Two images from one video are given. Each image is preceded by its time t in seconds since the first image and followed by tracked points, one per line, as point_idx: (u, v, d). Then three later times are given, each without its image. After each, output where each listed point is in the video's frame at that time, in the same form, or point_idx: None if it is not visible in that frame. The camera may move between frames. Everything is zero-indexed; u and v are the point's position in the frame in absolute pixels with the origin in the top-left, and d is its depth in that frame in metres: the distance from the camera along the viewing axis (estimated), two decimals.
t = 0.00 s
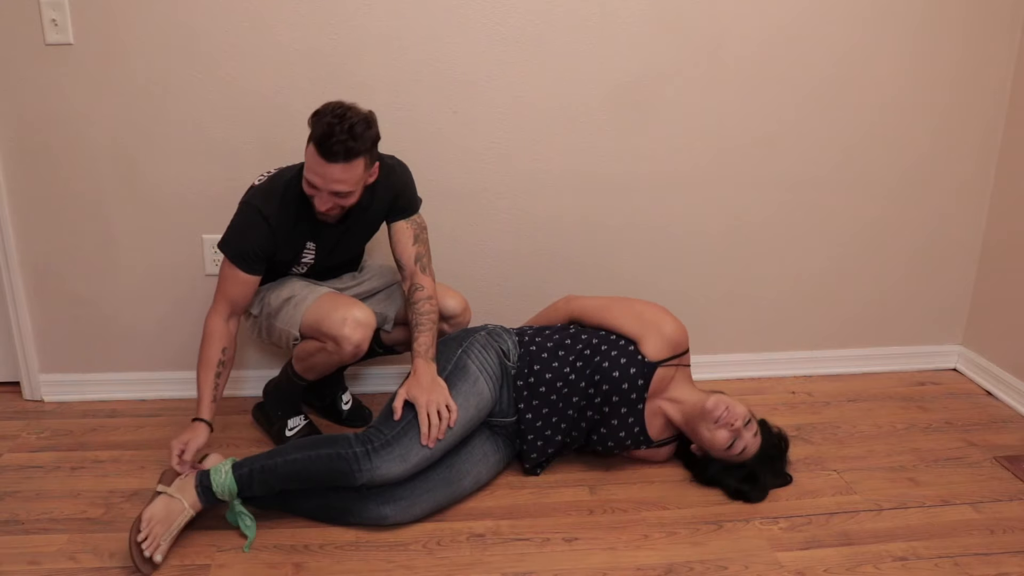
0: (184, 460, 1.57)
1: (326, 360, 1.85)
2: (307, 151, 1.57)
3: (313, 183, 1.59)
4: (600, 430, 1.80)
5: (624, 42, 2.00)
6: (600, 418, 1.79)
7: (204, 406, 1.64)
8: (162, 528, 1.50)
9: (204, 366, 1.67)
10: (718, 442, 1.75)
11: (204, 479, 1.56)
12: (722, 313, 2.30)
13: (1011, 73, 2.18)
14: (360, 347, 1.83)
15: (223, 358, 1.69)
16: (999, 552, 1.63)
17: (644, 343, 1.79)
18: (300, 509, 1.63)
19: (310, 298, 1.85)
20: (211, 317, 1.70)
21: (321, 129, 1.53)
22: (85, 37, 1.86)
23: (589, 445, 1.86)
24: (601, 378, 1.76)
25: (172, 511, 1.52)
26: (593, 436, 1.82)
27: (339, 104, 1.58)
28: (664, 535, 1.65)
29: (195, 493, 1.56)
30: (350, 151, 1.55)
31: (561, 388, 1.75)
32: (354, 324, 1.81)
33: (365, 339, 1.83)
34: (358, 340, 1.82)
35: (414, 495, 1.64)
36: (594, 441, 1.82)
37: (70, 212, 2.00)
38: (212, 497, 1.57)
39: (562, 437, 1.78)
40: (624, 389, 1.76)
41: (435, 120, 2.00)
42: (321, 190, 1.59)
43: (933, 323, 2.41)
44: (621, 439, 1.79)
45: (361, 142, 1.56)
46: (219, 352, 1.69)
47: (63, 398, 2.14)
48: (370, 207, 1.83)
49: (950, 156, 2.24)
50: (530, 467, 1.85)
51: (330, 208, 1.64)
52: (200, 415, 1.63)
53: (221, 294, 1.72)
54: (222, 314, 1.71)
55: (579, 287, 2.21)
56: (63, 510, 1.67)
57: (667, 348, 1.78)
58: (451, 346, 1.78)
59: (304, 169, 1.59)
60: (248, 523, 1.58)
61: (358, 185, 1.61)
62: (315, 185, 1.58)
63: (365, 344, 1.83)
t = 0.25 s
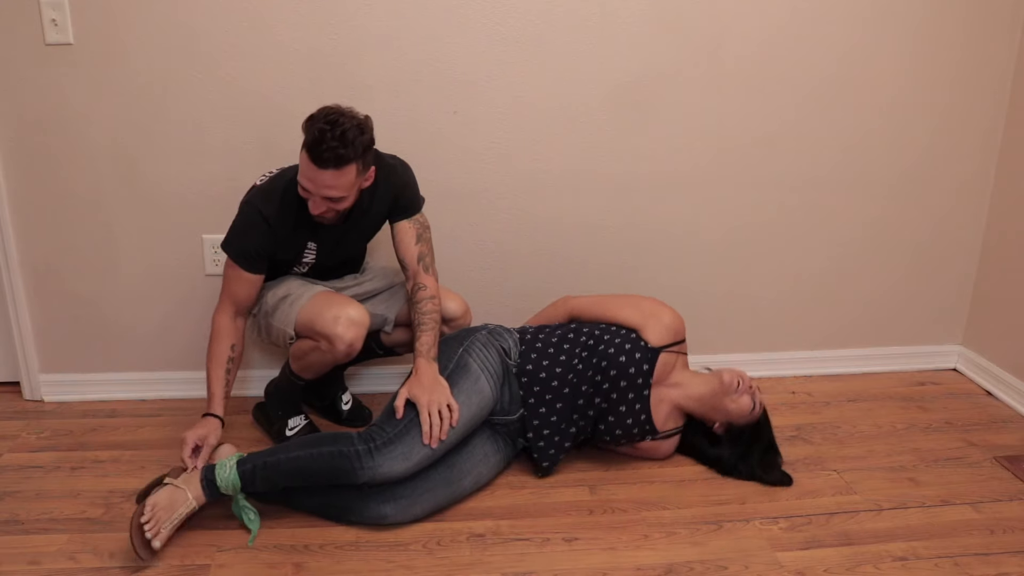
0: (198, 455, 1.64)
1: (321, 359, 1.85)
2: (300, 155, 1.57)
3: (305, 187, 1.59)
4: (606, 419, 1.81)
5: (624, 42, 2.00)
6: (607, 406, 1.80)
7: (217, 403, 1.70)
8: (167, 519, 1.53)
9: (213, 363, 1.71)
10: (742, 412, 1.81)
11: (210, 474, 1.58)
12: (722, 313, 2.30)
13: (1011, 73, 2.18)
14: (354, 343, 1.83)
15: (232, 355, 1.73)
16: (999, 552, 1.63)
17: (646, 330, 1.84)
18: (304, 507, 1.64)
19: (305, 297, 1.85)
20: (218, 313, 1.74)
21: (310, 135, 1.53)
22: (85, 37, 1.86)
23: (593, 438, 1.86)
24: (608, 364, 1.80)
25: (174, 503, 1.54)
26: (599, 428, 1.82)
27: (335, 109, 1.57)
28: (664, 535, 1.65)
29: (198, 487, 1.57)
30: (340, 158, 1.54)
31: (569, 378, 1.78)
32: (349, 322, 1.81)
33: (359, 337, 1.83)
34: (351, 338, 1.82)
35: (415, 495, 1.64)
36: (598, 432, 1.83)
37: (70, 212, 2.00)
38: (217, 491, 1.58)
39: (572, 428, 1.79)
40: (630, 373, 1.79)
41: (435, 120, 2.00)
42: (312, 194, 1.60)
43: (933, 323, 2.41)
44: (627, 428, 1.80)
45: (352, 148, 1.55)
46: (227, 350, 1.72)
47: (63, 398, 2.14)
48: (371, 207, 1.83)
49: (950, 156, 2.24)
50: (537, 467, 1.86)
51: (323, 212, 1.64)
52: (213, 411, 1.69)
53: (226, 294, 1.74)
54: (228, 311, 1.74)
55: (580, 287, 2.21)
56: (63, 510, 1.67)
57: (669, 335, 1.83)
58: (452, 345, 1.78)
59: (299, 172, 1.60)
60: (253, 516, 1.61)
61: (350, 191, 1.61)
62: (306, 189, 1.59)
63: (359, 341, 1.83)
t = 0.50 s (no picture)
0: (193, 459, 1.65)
1: (325, 358, 1.85)
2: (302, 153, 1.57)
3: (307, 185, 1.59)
4: (606, 413, 1.81)
5: (624, 42, 2.00)
6: (605, 400, 1.81)
7: (202, 405, 1.67)
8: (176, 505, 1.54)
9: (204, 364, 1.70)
10: (741, 386, 1.88)
11: (215, 461, 1.59)
12: (722, 313, 2.30)
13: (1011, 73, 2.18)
14: (357, 343, 1.83)
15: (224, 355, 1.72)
16: (999, 552, 1.63)
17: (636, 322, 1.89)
18: (308, 501, 1.64)
19: (307, 296, 1.85)
20: (212, 313, 1.73)
21: (312, 132, 1.53)
22: (85, 37, 1.86)
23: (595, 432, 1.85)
24: (602, 358, 1.82)
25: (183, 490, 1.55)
26: (599, 423, 1.83)
27: (336, 106, 1.56)
28: (664, 535, 1.65)
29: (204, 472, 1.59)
30: (342, 156, 1.54)
31: (565, 372, 1.81)
32: (352, 321, 1.81)
33: (361, 336, 1.83)
34: (354, 337, 1.82)
35: (416, 492, 1.64)
36: (599, 426, 1.83)
37: (70, 212, 2.00)
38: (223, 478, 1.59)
39: (570, 422, 1.81)
40: (625, 364, 1.82)
41: (435, 120, 2.00)
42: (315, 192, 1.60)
43: (933, 323, 2.41)
44: (628, 420, 1.81)
45: (353, 146, 1.55)
46: (220, 350, 1.71)
47: (63, 398, 2.14)
48: (372, 204, 1.82)
49: (950, 156, 2.24)
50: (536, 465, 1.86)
51: (325, 209, 1.64)
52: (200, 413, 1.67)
53: (222, 293, 1.73)
54: (223, 311, 1.73)
55: (580, 287, 2.21)
56: (63, 510, 1.67)
57: (659, 326, 1.88)
58: (452, 341, 1.81)
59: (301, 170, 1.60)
60: (257, 506, 1.62)
61: (352, 189, 1.61)
62: (309, 186, 1.59)
63: (362, 340, 1.83)
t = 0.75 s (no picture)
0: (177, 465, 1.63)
1: (325, 359, 1.85)
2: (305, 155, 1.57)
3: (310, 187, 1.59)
4: (603, 414, 1.81)
5: (624, 41, 2.00)
6: (602, 401, 1.81)
7: (190, 410, 1.67)
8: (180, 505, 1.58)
9: (196, 368, 1.68)
10: (742, 387, 1.87)
11: (217, 460, 1.63)
12: (722, 313, 2.30)
13: (1011, 73, 2.18)
14: (359, 343, 1.82)
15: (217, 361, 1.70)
16: (999, 552, 1.63)
17: (636, 324, 1.89)
18: (308, 497, 1.65)
19: (307, 297, 1.85)
20: (209, 319, 1.71)
21: (316, 134, 1.53)
22: (85, 37, 1.86)
23: (593, 432, 1.85)
24: (598, 358, 1.82)
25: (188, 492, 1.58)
26: (597, 423, 1.83)
27: (339, 109, 1.56)
28: (664, 535, 1.65)
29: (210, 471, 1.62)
30: (346, 158, 1.54)
31: (562, 372, 1.81)
32: (353, 322, 1.81)
33: (365, 335, 1.83)
34: (356, 337, 1.81)
35: (413, 488, 1.64)
36: (598, 427, 1.83)
37: (70, 212, 2.00)
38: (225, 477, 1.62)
39: (566, 421, 1.82)
40: (623, 365, 1.81)
41: (435, 120, 2.00)
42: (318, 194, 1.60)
43: (933, 322, 2.41)
44: (624, 421, 1.81)
45: (357, 148, 1.55)
46: (213, 356, 1.69)
47: (63, 398, 2.14)
48: (375, 204, 1.82)
49: (950, 155, 2.24)
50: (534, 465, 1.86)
51: (328, 211, 1.64)
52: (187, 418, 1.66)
53: (221, 297, 1.72)
54: (219, 317, 1.70)
55: (580, 287, 2.21)
56: (63, 510, 1.67)
57: (658, 327, 1.88)
58: (448, 340, 1.81)
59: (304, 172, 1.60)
60: (258, 504, 1.65)
61: (355, 191, 1.61)
62: (312, 189, 1.59)
63: (364, 340, 1.83)
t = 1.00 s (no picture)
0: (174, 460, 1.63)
1: (325, 359, 1.85)
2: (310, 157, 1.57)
3: (314, 189, 1.59)
4: (604, 416, 1.81)
5: (624, 41, 2.00)
6: (603, 404, 1.81)
7: (171, 403, 1.63)
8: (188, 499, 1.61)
9: (178, 359, 1.65)
10: (743, 389, 1.87)
11: (233, 444, 1.65)
12: (722, 313, 2.30)
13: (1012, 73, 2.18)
14: (358, 344, 1.82)
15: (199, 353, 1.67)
16: (999, 551, 1.63)
17: (637, 326, 1.89)
18: (312, 493, 1.66)
19: (307, 297, 1.85)
20: (194, 312, 1.67)
21: (321, 137, 1.53)
22: (85, 36, 1.86)
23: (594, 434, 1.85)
24: (601, 360, 1.82)
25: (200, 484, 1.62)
26: (597, 425, 1.83)
27: (344, 111, 1.56)
28: (664, 535, 1.65)
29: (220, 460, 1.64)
30: (350, 162, 1.54)
31: (564, 374, 1.81)
32: (351, 321, 1.81)
33: (364, 335, 1.83)
34: (356, 338, 1.81)
35: (414, 488, 1.64)
36: (598, 429, 1.83)
37: (70, 212, 2.00)
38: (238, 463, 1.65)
39: (567, 422, 1.81)
40: (624, 368, 1.81)
41: (435, 120, 2.00)
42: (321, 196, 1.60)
43: (934, 323, 2.41)
44: (625, 424, 1.81)
45: (362, 151, 1.55)
46: (195, 348, 1.66)
47: (63, 398, 2.14)
48: (377, 206, 1.82)
49: (950, 155, 2.24)
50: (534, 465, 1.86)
51: (331, 212, 1.64)
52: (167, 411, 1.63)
53: (208, 289, 1.68)
54: (204, 310, 1.66)
55: (580, 287, 2.21)
56: (63, 510, 1.67)
57: (660, 329, 1.88)
58: (452, 340, 1.81)
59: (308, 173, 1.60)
60: (261, 495, 1.66)
61: (359, 193, 1.61)
62: (316, 191, 1.58)
63: (363, 341, 1.83)
